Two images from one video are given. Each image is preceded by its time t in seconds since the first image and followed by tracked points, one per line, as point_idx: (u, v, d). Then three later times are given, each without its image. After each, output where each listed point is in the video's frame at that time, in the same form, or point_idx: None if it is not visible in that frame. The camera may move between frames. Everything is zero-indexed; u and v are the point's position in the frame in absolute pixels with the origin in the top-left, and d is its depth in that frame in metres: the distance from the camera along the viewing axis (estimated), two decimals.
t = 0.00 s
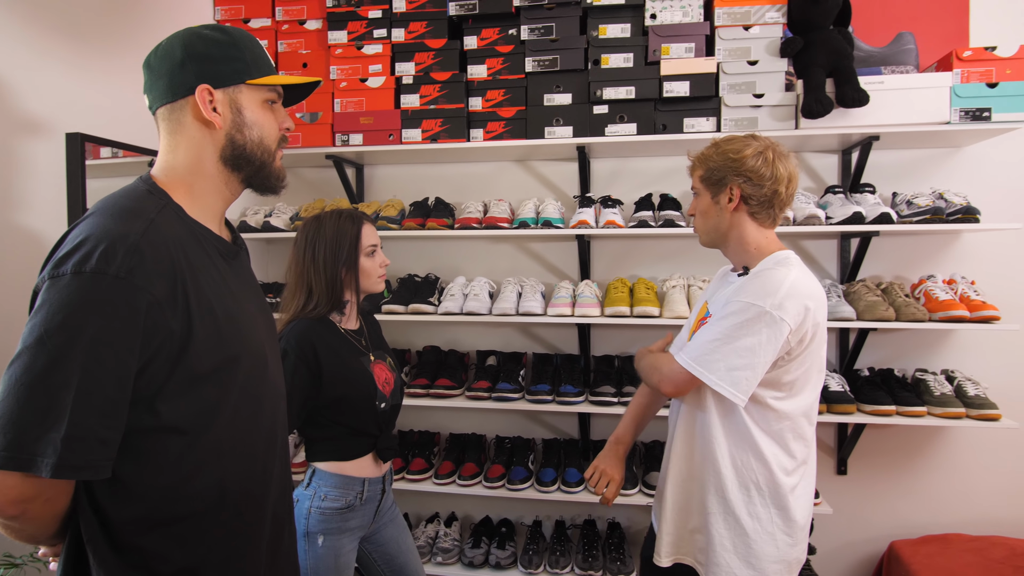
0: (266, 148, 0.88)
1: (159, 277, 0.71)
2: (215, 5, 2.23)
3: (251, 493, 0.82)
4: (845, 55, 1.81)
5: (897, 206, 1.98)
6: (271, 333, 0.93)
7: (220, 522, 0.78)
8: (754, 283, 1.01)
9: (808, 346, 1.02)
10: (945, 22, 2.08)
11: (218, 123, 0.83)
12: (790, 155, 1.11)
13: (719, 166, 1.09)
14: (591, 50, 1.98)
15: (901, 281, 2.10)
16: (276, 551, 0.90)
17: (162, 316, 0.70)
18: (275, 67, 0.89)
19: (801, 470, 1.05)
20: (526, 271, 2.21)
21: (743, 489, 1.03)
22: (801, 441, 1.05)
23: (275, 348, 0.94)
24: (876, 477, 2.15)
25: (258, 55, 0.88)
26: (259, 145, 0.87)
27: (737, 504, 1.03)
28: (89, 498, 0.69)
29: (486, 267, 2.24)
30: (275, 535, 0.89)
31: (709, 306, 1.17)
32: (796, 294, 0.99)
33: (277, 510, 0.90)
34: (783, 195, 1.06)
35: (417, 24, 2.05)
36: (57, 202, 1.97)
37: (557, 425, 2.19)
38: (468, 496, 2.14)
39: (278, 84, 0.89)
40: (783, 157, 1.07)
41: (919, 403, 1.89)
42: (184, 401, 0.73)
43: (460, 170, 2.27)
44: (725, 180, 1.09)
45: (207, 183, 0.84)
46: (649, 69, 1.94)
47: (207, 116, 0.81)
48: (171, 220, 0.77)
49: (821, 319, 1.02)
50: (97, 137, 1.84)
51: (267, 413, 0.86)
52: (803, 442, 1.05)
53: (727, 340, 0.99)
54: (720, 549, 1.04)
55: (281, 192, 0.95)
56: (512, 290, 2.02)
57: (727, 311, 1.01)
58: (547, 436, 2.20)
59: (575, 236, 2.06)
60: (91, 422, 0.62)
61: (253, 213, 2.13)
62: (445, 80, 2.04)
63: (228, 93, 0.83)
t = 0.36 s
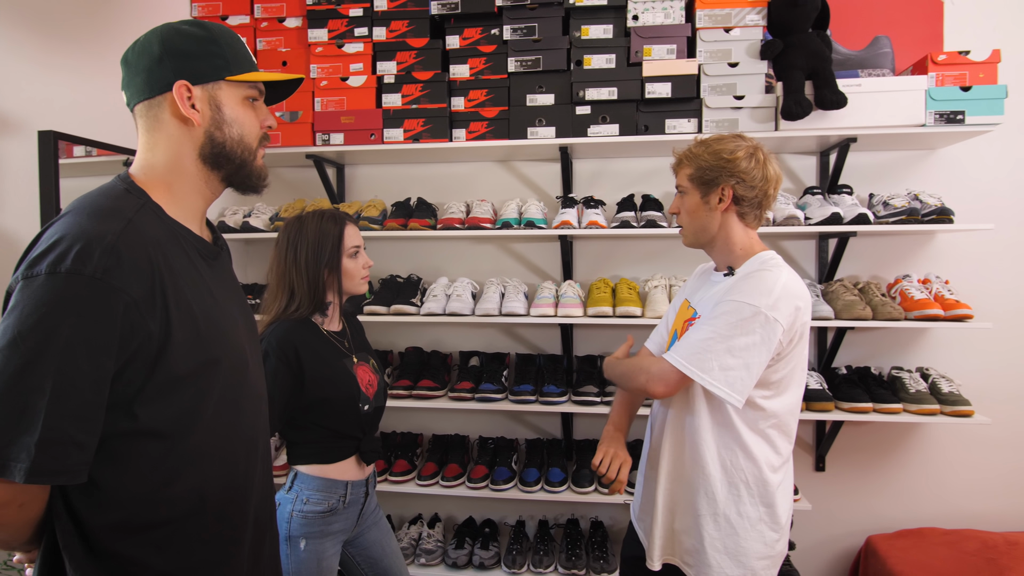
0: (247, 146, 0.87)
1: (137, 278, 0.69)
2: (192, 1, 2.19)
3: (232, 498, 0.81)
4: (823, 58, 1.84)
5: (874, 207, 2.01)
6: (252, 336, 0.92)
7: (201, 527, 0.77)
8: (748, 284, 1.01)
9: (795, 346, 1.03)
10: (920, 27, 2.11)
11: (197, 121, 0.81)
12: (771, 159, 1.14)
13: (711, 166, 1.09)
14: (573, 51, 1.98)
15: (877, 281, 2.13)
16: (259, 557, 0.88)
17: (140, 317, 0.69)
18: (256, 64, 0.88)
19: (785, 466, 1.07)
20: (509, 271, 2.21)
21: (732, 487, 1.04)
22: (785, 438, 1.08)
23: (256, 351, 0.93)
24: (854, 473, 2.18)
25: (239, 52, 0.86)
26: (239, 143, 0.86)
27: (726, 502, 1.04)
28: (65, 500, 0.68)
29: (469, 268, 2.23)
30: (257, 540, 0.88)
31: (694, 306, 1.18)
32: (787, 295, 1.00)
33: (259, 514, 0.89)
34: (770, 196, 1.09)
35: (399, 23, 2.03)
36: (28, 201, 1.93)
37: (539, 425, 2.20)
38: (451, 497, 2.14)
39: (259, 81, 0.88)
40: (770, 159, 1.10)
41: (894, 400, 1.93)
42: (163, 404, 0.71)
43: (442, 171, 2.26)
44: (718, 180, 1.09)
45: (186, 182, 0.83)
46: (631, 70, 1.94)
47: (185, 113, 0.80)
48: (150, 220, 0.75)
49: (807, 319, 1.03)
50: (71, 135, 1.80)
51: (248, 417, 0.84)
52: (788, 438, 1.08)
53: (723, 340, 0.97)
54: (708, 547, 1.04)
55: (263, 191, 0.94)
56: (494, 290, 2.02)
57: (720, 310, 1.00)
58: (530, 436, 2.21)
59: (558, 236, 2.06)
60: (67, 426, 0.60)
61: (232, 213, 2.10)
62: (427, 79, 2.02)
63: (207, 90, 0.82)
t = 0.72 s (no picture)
0: (237, 147, 0.86)
1: (127, 280, 0.68)
2: None
3: (224, 503, 0.80)
4: (808, 59, 1.85)
5: (859, 207, 2.03)
6: (242, 338, 0.91)
7: (193, 533, 0.76)
8: (738, 283, 1.01)
9: (784, 344, 1.04)
10: (902, 29, 2.14)
11: (187, 122, 0.80)
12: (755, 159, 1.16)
13: (709, 167, 1.08)
14: (561, 52, 1.98)
15: (862, 280, 2.15)
16: (251, 562, 0.87)
17: (130, 321, 0.67)
18: (246, 64, 0.87)
19: (776, 461, 1.08)
20: (498, 272, 2.21)
21: (726, 484, 1.04)
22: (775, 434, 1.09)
23: (245, 354, 0.92)
24: (840, 471, 2.20)
25: (229, 52, 0.85)
26: (230, 145, 0.85)
27: (720, 499, 1.04)
28: (52, 507, 0.67)
29: (458, 269, 2.23)
30: (250, 547, 0.87)
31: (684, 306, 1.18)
32: (777, 294, 1.00)
33: (251, 519, 0.88)
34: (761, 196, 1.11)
35: (386, 23, 2.03)
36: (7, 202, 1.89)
37: (528, 426, 2.19)
38: (440, 499, 2.13)
39: (250, 81, 0.87)
40: (760, 160, 1.11)
41: (880, 398, 1.95)
42: (153, 410, 0.70)
43: (430, 171, 2.26)
44: (716, 182, 1.07)
45: (176, 183, 0.82)
46: (619, 71, 1.95)
47: (175, 114, 0.79)
48: (139, 221, 0.74)
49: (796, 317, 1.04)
50: (54, 135, 1.76)
51: (239, 420, 0.83)
52: (775, 433, 1.09)
53: (708, 336, 0.98)
54: (703, 544, 1.04)
55: (254, 192, 0.93)
56: (483, 291, 2.01)
57: (708, 307, 1.00)
58: (519, 437, 2.20)
59: (546, 237, 2.06)
60: (54, 432, 0.59)
61: (217, 214, 2.08)
62: (415, 80, 2.02)
63: (197, 90, 0.81)
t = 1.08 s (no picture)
0: (247, 153, 0.86)
1: (140, 287, 0.68)
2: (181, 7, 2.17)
3: (233, 511, 0.79)
4: (811, 66, 1.86)
5: (863, 212, 2.03)
6: (250, 346, 0.91)
7: (202, 543, 0.75)
8: (754, 288, 1.01)
9: (797, 350, 1.04)
10: (904, 35, 2.15)
11: (197, 127, 0.80)
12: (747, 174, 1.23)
13: (737, 170, 1.10)
14: (565, 58, 1.99)
15: (866, 285, 2.15)
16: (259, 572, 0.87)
17: (142, 327, 0.67)
18: (257, 71, 0.87)
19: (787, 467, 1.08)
20: (501, 277, 2.20)
21: (737, 490, 1.04)
22: (787, 439, 1.08)
23: (253, 362, 0.92)
24: (846, 477, 2.19)
25: (239, 58, 0.85)
26: (239, 151, 0.85)
27: (731, 505, 1.04)
28: (61, 516, 0.66)
29: (461, 274, 2.23)
30: (258, 556, 0.86)
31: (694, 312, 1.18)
32: (792, 300, 1.01)
33: (260, 529, 0.87)
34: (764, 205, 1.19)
35: (390, 29, 2.03)
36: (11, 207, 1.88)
37: (532, 431, 2.19)
38: (444, 505, 2.12)
39: (260, 88, 0.87)
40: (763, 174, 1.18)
41: (886, 403, 1.94)
42: (164, 417, 0.70)
43: (433, 177, 2.26)
44: (743, 184, 1.10)
45: (185, 189, 0.82)
46: (623, 77, 1.96)
47: (185, 120, 0.79)
48: (150, 227, 0.74)
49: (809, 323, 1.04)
50: (60, 140, 1.77)
51: (247, 428, 0.83)
52: (788, 439, 1.08)
53: (727, 340, 0.97)
54: (714, 551, 1.04)
55: (263, 199, 0.93)
56: (487, 296, 2.01)
57: (723, 312, 1.00)
58: (523, 443, 2.20)
59: (550, 242, 2.07)
60: (67, 440, 0.58)
61: (221, 219, 2.07)
62: (419, 86, 2.02)
63: (207, 96, 0.81)
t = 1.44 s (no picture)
0: (258, 158, 0.86)
1: (150, 289, 0.68)
2: (187, 10, 2.18)
3: (236, 519, 0.79)
4: (819, 69, 1.85)
5: (870, 215, 2.01)
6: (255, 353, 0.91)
7: (205, 552, 0.75)
8: (765, 291, 1.00)
9: (808, 353, 1.03)
10: (912, 38, 2.14)
11: (209, 130, 0.80)
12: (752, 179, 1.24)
13: (742, 171, 1.10)
14: (571, 61, 1.99)
15: (873, 289, 2.14)
16: None
17: (151, 330, 0.67)
18: (270, 76, 0.87)
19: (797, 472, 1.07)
20: (507, 280, 2.20)
21: (746, 496, 1.04)
22: (797, 445, 1.08)
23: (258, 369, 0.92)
24: (853, 481, 2.19)
25: (253, 63, 0.86)
26: (251, 155, 0.85)
27: (740, 511, 1.04)
28: (64, 520, 0.66)
29: (466, 277, 2.23)
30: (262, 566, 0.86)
31: (703, 316, 1.17)
32: (803, 304, 1.00)
33: (265, 537, 0.87)
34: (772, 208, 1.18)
35: (396, 33, 2.03)
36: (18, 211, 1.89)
37: (537, 435, 2.19)
38: (449, 508, 2.12)
39: (273, 93, 0.88)
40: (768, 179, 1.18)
41: (893, 408, 1.93)
42: (171, 423, 0.69)
43: (439, 180, 2.26)
44: (747, 185, 1.10)
45: (194, 192, 0.82)
46: (629, 80, 1.95)
47: (198, 122, 0.79)
48: (159, 229, 0.74)
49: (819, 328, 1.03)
50: (67, 145, 1.77)
51: (252, 436, 0.83)
52: (797, 445, 1.08)
53: (737, 344, 0.97)
54: (722, 556, 1.04)
55: (272, 205, 0.93)
56: (493, 299, 2.01)
57: (735, 315, 0.99)
58: (528, 446, 2.20)
59: (556, 246, 2.06)
60: (75, 443, 0.58)
61: (227, 223, 2.08)
62: (425, 89, 2.02)
63: (220, 99, 0.81)
